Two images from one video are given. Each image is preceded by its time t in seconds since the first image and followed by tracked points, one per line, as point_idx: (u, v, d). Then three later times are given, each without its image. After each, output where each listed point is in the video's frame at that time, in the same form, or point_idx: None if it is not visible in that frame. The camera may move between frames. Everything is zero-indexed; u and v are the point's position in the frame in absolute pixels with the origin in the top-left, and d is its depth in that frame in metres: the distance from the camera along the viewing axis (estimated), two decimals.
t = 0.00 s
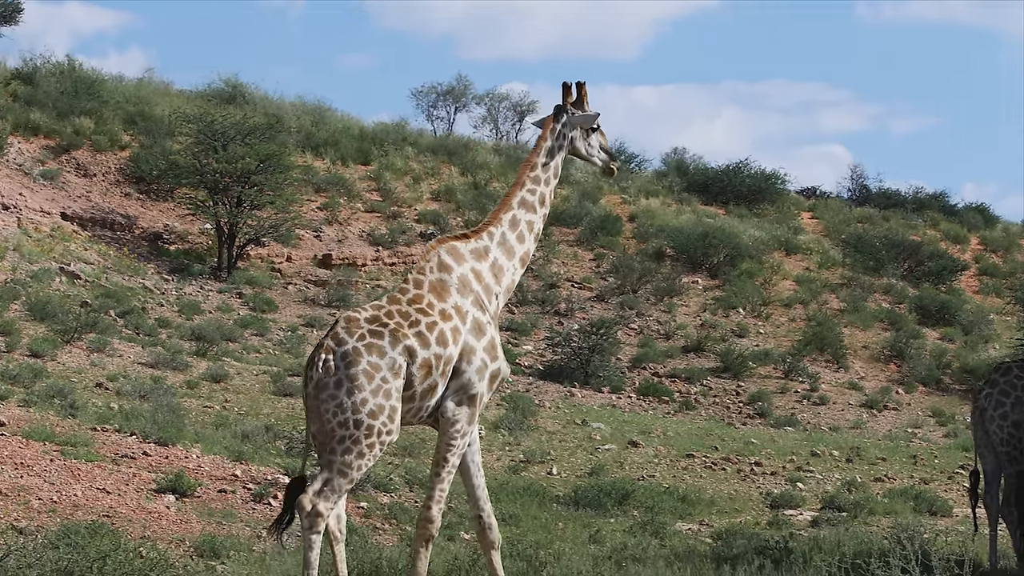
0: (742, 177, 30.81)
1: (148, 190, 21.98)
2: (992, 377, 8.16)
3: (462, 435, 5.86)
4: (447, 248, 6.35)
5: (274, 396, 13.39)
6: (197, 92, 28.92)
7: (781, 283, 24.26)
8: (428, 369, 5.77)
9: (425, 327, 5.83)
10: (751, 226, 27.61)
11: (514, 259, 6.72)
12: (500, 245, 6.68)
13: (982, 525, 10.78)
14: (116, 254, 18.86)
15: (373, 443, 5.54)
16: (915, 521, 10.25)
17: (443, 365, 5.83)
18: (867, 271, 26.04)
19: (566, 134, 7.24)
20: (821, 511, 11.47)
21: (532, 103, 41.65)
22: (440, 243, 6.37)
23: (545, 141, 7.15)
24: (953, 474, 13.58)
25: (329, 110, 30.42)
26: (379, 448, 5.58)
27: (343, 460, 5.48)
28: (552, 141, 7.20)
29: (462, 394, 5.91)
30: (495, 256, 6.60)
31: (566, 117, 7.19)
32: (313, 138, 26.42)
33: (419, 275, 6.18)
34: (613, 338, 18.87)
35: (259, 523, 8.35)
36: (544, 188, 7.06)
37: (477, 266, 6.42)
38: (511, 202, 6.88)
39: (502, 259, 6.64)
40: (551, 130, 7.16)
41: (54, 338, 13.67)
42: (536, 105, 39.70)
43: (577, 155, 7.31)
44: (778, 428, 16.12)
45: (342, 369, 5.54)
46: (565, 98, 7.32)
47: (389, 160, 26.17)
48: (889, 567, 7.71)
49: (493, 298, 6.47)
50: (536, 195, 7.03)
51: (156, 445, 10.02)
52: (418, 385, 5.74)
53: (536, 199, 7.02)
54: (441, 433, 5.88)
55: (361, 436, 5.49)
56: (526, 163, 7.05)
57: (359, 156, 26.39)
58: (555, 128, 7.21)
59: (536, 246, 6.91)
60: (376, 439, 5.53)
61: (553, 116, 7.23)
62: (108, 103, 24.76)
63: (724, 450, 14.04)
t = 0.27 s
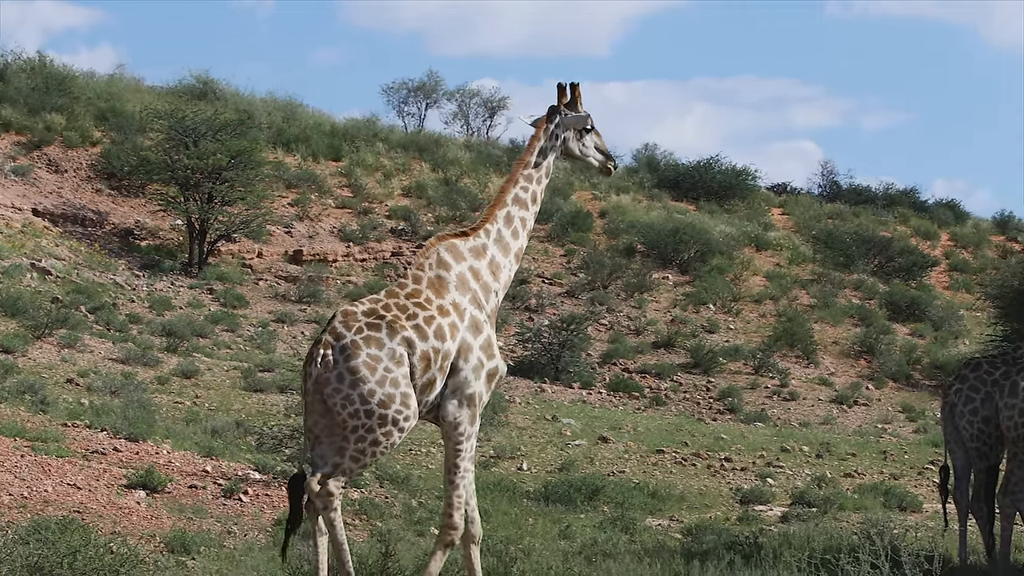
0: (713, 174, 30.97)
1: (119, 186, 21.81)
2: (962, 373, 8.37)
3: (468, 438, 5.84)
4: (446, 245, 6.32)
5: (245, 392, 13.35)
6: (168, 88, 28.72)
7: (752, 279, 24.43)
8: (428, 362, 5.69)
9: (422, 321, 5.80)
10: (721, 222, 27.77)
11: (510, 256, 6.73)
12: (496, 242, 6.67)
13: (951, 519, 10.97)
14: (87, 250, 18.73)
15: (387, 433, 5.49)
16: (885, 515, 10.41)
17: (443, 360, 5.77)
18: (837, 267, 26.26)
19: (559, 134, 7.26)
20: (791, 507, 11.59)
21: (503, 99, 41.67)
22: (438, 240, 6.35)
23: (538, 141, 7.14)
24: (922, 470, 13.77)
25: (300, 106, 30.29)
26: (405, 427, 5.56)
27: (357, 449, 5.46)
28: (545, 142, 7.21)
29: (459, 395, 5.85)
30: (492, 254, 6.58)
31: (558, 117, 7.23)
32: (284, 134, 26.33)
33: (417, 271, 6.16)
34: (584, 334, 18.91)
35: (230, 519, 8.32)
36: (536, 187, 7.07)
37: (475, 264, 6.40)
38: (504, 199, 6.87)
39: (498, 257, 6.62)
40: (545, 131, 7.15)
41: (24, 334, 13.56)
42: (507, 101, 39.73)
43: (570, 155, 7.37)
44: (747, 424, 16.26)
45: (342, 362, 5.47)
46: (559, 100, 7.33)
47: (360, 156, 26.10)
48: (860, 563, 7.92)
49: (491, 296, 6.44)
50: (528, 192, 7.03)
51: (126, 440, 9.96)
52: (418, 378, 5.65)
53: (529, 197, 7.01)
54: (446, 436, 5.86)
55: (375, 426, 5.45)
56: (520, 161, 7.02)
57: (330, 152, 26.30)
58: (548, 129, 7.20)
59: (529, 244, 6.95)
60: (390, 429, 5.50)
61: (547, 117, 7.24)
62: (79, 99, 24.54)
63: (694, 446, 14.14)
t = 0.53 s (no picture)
0: (684, 169, 31.11)
1: (91, 182, 21.63)
2: (933, 370, 8.46)
3: (492, 434, 5.82)
4: (436, 243, 6.24)
5: (217, 388, 13.29)
6: (139, 84, 28.51)
7: (723, 275, 24.57)
8: (425, 362, 5.56)
9: (418, 321, 5.69)
10: (692, 218, 27.90)
11: (502, 252, 6.66)
12: (490, 238, 6.61)
13: (922, 515, 11.17)
14: (59, 246, 18.59)
15: (391, 437, 5.38)
16: (857, 511, 10.57)
17: (443, 358, 5.68)
18: (809, 262, 26.48)
19: (557, 136, 7.19)
20: (763, 502, 11.71)
21: (475, 95, 41.64)
22: (429, 238, 6.25)
23: (537, 142, 7.12)
24: (894, 466, 13.97)
25: (271, 102, 30.15)
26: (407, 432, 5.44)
27: (373, 461, 5.35)
28: (545, 142, 7.17)
29: (465, 396, 5.77)
30: (484, 249, 6.51)
31: (557, 120, 7.16)
32: (255, 130, 26.22)
33: (410, 272, 6.04)
34: (556, 330, 18.97)
35: (202, 515, 8.30)
36: (535, 185, 7.02)
37: (465, 261, 6.33)
38: (502, 194, 6.83)
39: (491, 252, 6.57)
40: (544, 131, 7.12)
41: None
42: (478, 97, 39.73)
43: (569, 159, 7.31)
44: (718, 420, 16.38)
45: (339, 366, 5.34)
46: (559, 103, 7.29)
47: (331, 152, 26.03)
48: (831, 557, 8.04)
49: (483, 292, 6.36)
50: (527, 190, 6.98)
51: (98, 436, 9.89)
52: (416, 378, 5.51)
53: (528, 194, 6.96)
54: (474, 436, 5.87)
55: (380, 431, 5.33)
56: (519, 159, 6.98)
57: (301, 148, 26.20)
58: (547, 130, 7.15)
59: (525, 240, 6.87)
60: (394, 432, 5.37)
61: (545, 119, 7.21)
62: (50, 96, 24.30)
63: (665, 442, 14.22)
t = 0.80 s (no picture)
0: (657, 165, 31.23)
1: (64, 178, 21.46)
2: (906, 365, 8.61)
3: (493, 429, 6.08)
4: (432, 240, 6.46)
5: (190, 383, 13.25)
6: (112, 80, 28.30)
7: (696, 270, 24.69)
8: (427, 356, 5.80)
9: (418, 317, 5.89)
10: (665, 214, 28.02)
11: (499, 247, 6.93)
12: (485, 234, 6.86)
13: (895, 510, 11.33)
14: (31, 242, 18.46)
15: (392, 433, 5.57)
16: (830, 507, 10.73)
17: (444, 352, 5.93)
18: (781, 258, 26.67)
19: (560, 133, 7.52)
20: (736, 498, 11.82)
21: (448, 91, 41.62)
22: (425, 236, 6.47)
23: (540, 137, 7.40)
24: (866, 462, 14.12)
25: (244, 98, 30.02)
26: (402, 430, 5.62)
27: (375, 464, 5.53)
28: (547, 139, 7.47)
29: (466, 391, 6.00)
30: (479, 245, 6.75)
31: (561, 116, 7.48)
32: (228, 126, 26.12)
33: (407, 269, 6.26)
34: (529, 327, 19.03)
35: (174, 510, 8.28)
36: (534, 181, 7.32)
37: (460, 257, 6.57)
38: (500, 191, 7.12)
39: (486, 248, 6.81)
40: (547, 127, 7.43)
41: None
42: (451, 93, 39.73)
43: (570, 154, 7.61)
44: (691, 415, 16.50)
45: (345, 363, 5.52)
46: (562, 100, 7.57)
47: (304, 148, 25.95)
48: (803, 552, 8.12)
49: (480, 286, 6.60)
50: (526, 185, 7.29)
51: (72, 432, 9.84)
52: (418, 372, 5.75)
53: (526, 190, 7.26)
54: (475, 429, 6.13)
55: (380, 430, 5.52)
56: (519, 155, 7.28)
57: (274, 144, 26.11)
58: (549, 127, 7.46)
59: (521, 235, 7.14)
60: (396, 426, 5.58)
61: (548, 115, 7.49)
62: (21, 91, 24.08)
63: (638, 437, 14.30)
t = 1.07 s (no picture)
0: (631, 161, 31.32)
1: (39, 174, 21.27)
2: (881, 360, 8.71)
3: (492, 429, 6.22)
4: (435, 241, 6.59)
5: (165, 379, 13.19)
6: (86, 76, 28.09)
7: (669, 266, 24.80)
8: (433, 351, 5.94)
9: (423, 312, 6.03)
10: (639, 210, 28.11)
11: (505, 248, 7.01)
12: (490, 236, 6.95)
13: (868, 505, 11.49)
14: (4, 239, 18.32)
15: (394, 426, 5.70)
16: (803, 503, 10.86)
17: (449, 350, 6.06)
18: (755, 254, 26.83)
19: (558, 124, 7.56)
20: (710, 494, 11.92)
21: (423, 87, 41.54)
22: (429, 237, 6.60)
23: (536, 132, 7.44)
24: (840, 457, 14.27)
25: (218, 93, 29.86)
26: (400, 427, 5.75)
27: (370, 456, 5.70)
28: (548, 135, 7.55)
29: (473, 390, 6.16)
30: (483, 247, 6.85)
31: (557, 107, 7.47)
32: (202, 122, 26.00)
33: (411, 269, 6.40)
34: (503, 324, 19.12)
35: (149, 505, 8.26)
36: (540, 179, 7.39)
37: (465, 258, 6.67)
38: (505, 191, 7.22)
39: (491, 249, 6.90)
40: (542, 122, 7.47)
41: None
42: (426, 89, 39.66)
43: (572, 145, 7.64)
44: (665, 411, 16.60)
45: (353, 354, 5.66)
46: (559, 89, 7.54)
47: (279, 144, 25.85)
48: (778, 547, 8.20)
49: (485, 288, 6.71)
50: (532, 184, 7.37)
51: (46, 428, 9.79)
52: (423, 367, 5.88)
53: (532, 189, 7.34)
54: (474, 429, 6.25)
55: (381, 423, 5.64)
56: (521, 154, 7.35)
57: (248, 140, 25.99)
58: (551, 121, 7.56)
59: (530, 235, 7.23)
60: (396, 420, 5.70)
61: (546, 108, 7.59)
62: None
63: (612, 433, 14.38)
